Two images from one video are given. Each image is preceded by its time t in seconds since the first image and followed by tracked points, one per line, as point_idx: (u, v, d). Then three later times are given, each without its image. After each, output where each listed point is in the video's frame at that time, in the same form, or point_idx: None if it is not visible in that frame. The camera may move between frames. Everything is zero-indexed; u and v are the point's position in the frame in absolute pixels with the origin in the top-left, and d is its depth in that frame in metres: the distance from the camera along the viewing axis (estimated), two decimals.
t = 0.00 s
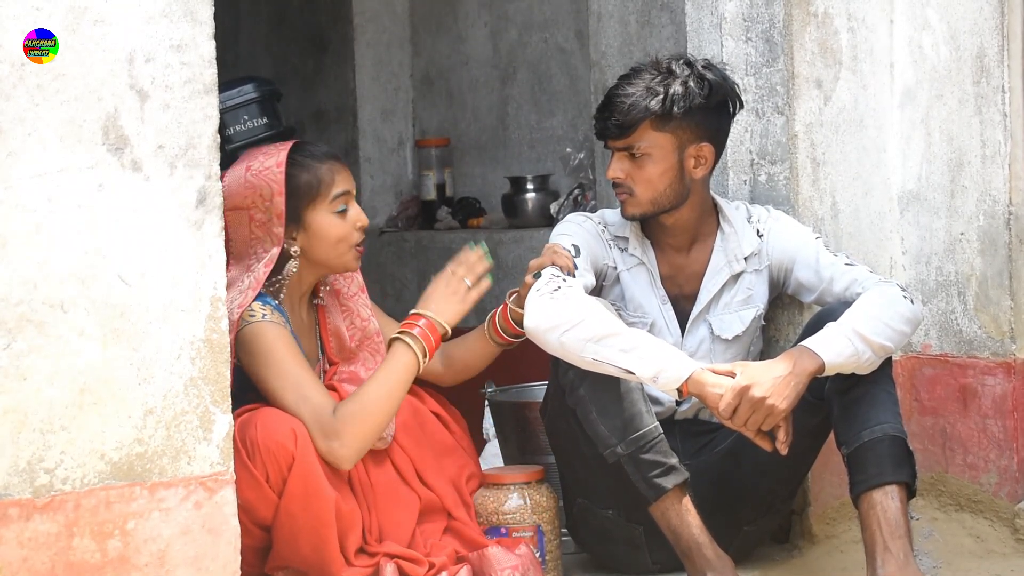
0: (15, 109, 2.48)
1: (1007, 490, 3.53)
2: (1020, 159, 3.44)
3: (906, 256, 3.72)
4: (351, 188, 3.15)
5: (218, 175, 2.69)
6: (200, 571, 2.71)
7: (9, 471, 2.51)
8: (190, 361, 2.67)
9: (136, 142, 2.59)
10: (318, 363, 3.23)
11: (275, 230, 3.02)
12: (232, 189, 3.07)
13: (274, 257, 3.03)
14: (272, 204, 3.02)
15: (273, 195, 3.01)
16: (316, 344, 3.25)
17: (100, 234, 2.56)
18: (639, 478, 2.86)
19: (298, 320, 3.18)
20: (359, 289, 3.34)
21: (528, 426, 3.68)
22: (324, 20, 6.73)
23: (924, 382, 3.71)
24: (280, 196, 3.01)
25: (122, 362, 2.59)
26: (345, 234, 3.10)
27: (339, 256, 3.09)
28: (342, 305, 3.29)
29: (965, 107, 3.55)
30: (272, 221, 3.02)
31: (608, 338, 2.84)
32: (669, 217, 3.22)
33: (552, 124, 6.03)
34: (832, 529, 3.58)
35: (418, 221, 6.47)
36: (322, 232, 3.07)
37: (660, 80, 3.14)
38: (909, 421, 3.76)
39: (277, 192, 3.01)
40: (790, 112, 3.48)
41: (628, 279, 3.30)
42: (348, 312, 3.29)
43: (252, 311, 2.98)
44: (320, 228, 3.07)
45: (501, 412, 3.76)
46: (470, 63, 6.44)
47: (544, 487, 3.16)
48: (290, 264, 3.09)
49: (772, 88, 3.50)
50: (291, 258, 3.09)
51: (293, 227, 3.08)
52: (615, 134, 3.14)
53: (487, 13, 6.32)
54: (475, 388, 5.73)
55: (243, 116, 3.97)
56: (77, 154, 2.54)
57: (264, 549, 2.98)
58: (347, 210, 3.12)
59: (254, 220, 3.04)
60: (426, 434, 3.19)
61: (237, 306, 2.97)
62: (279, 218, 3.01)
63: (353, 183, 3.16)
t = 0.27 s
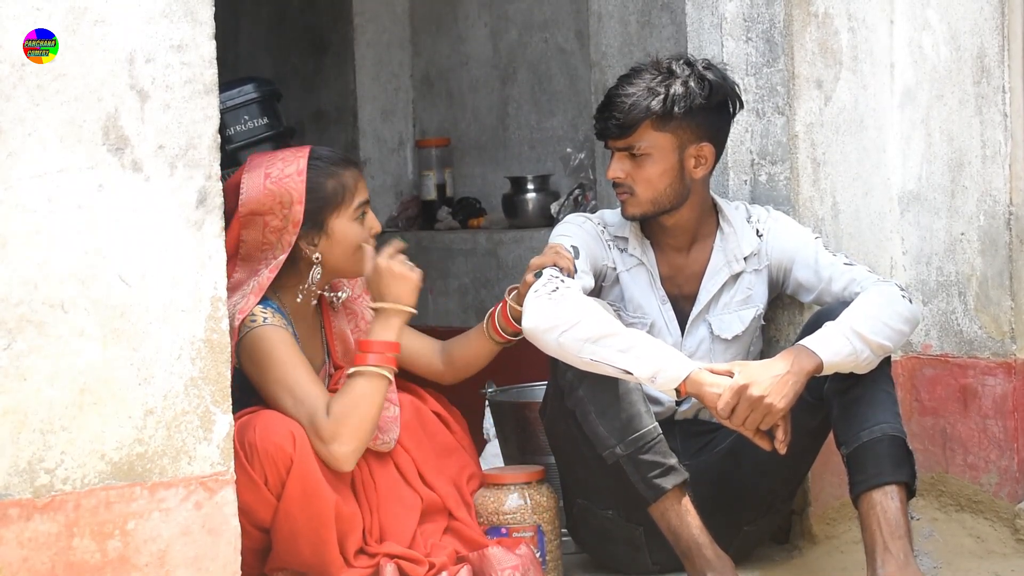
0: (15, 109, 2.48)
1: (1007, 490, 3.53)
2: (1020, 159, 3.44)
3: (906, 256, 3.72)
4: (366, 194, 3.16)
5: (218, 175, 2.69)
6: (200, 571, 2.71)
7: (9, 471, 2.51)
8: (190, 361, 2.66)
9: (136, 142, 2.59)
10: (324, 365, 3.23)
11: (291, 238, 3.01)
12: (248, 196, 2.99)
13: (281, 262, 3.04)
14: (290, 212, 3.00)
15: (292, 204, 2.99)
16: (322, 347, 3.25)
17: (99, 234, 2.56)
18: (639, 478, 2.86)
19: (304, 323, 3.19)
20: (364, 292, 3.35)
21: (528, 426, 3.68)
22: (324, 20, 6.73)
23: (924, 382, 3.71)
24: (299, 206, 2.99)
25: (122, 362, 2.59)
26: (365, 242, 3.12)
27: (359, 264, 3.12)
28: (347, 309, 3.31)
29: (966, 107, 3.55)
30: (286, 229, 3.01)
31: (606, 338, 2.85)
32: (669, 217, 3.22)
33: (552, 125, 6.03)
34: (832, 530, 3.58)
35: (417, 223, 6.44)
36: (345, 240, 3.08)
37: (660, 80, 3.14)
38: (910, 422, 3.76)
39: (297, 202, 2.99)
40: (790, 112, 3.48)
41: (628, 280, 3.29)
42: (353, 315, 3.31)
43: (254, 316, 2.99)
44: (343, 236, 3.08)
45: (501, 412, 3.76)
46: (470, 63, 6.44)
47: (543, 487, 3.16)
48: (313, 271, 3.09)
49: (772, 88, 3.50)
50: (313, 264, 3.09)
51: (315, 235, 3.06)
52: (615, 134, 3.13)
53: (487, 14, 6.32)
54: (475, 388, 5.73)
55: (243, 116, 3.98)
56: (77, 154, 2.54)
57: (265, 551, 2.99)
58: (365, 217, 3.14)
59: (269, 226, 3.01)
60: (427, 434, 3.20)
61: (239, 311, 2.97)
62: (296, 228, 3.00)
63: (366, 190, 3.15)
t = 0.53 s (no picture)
0: (15, 108, 2.48)
1: (1007, 490, 3.53)
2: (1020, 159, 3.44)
3: (906, 256, 3.73)
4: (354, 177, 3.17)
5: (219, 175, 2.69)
6: (200, 571, 2.71)
7: (9, 471, 2.51)
8: (190, 361, 2.66)
9: (136, 142, 2.59)
10: (331, 366, 3.24)
11: (286, 232, 3.00)
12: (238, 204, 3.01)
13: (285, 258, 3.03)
14: (280, 207, 3.00)
15: (279, 198, 2.99)
16: (328, 346, 3.25)
17: (100, 234, 2.56)
18: (639, 479, 2.86)
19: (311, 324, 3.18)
20: (368, 292, 3.34)
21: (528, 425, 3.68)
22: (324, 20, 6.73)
23: (924, 382, 3.71)
24: (287, 197, 2.99)
25: (122, 363, 2.59)
26: (361, 224, 3.12)
27: (356, 247, 3.11)
28: (352, 309, 3.31)
29: (965, 107, 3.55)
30: (280, 224, 3.01)
31: (608, 338, 2.85)
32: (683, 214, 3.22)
33: (552, 125, 6.03)
34: (832, 530, 3.58)
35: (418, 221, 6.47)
36: (339, 223, 3.08)
37: (679, 79, 3.13)
38: (910, 422, 3.76)
39: (284, 195, 2.99)
40: (790, 112, 3.48)
41: (629, 280, 3.29)
42: (358, 317, 3.30)
43: (267, 319, 2.98)
44: (337, 219, 3.08)
45: (501, 412, 3.76)
46: (470, 63, 6.44)
47: (544, 487, 3.17)
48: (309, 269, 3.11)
49: (772, 88, 3.50)
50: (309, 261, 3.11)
51: (310, 222, 3.07)
52: (637, 134, 3.10)
53: (487, 14, 6.32)
54: (475, 388, 5.73)
55: (243, 116, 3.97)
56: (77, 154, 2.54)
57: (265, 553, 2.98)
58: (358, 200, 3.14)
59: (265, 225, 3.02)
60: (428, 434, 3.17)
61: (253, 314, 2.94)
62: (288, 221, 2.99)
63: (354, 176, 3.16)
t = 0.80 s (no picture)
0: (14, 109, 2.48)
1: (1007, 490, 3.53)
2: (1020, 159, 3.43)
3: (906, 256, 3.73)
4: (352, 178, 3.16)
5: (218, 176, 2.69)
6: (199, 571, 2.71)
7: (9, 471, 2.51)
8: (190, 361, 2.66)
9: (136, 142, 2.59)
10: (327, 365, 3.23)
11: (284, 231, 3.02)
12: (234, 204, 3.03)
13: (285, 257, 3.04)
14: (277, 207, 3.01)
15: (276, 198, 3.00)
16: (324, 345, 3.25)
17: (99, 234, 2.56)
18: (636, 480, 2.86)
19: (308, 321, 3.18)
20: (365, 290, 3.34)
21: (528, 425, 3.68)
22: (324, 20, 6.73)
23: (924, 382, 3.72)
24: (284, 197, 3.00)
25: (122, 363, 2.60)
26: (359, 226, 3.12)
27: (354, 247, 3.11)
28: (349, 308, 3.30)
29: (965, 107, 3.55)
30: (278, 224, 3.02)
31: (605, 340, 2.85)
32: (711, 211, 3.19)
33: (552, 125, 6.03)
34: (832, 530, 3.58)
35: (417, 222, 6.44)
36: (338, 228, 3.09)
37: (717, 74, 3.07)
38: (910, 422, 3.77)
39: (280, 194, 3.00)
40: (790, 112, 3.48)
41: (629, 281, 3.29)
42: (355, 315, 3.29)
43: (263, 313, 2.98)
44: (335, 223, 3.09)
45: (501, 412, 3.76)
46: (470, 63, 6.44)
47: (543, 487, 3.17)
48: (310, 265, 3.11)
49: (772, 88, 3.50)
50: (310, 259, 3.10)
51: (307, 227, 3.08)
52: (696, 135, 3.00)
53: (487, 14, 6.32)
54: (475, 388, 5.73)
55: (243, 116, 3.97)
56: (77, 154, 2.54)
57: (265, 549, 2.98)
58: (355, 202, 3.14)
59: (263, 225, 3.04)
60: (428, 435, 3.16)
61: (248, 309, 2.96)
62: (286, 220, 3.01)
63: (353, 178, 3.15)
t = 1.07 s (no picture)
0: (14, 109, 2.48)
1: (1006, 490, 3.53)
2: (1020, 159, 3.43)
3: (906, 256, 3.73)
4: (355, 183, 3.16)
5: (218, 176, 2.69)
6: (199, 571, 2.71)
7: (9, 471, 2.51)
8: (190, 361, 2.66)
9: (135, 142, 2.59)
10: (326, 367, 3.24)
11: (282, 239, 3.02)
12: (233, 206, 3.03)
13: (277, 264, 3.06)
14: (277, 213, 3.01)
15: (277, 204, 3.00)
16: (324, 349, 3.25)
17: (99, 234, 2.56)
18: (636, 480, 2.86)
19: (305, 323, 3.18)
20: (365, 291, 3.34)
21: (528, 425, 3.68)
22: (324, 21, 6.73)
23: (924, 383, 3.72)
24: (285, 205, 3.01)
25: (122, 363, 2.60)
26: (361, 232, 3.12)
27: (358, 252, 3.11)
28: (348, 308, 3.30)
29: (965, 107, 3.55)
30: (277, 230, 3.02)
31: (605, 341, 2.85)
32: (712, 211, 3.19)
33: (551, 125, 6.04)
34: (832, 530, 3.58)
35: (417, 221, 6.47)
36: (342, 232, 3.08)
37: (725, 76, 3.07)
38: (910, 422, 3.77)
39: (281, 201, 3.00)
40: (790, 112, 3.48)
41: (629, 281, 3.29)
42: (354, 316, 3.29)
43: (253, 320, 2.98)
44: (339, 228, 3.08)
45: (501, 412, 3.76)
46: (469, 63, 6.44)
47: (543, 487, 3.17)
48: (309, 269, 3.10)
49: (772, 88, 3.50)
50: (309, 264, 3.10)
51: (310, 229, 3.07)
52: (701, 135, 3.00)
53: (486, 14, 6.32)
54: (474, 388, 5.73)
55: (242, 116, 3.97)
56: (77, 154, 2.54)
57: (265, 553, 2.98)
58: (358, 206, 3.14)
59: (260, 230, 3.04)
60: (427, 433, 3.18)
61: (240, 316, 2.97)
62: (285, 228, 3.01)
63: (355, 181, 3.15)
